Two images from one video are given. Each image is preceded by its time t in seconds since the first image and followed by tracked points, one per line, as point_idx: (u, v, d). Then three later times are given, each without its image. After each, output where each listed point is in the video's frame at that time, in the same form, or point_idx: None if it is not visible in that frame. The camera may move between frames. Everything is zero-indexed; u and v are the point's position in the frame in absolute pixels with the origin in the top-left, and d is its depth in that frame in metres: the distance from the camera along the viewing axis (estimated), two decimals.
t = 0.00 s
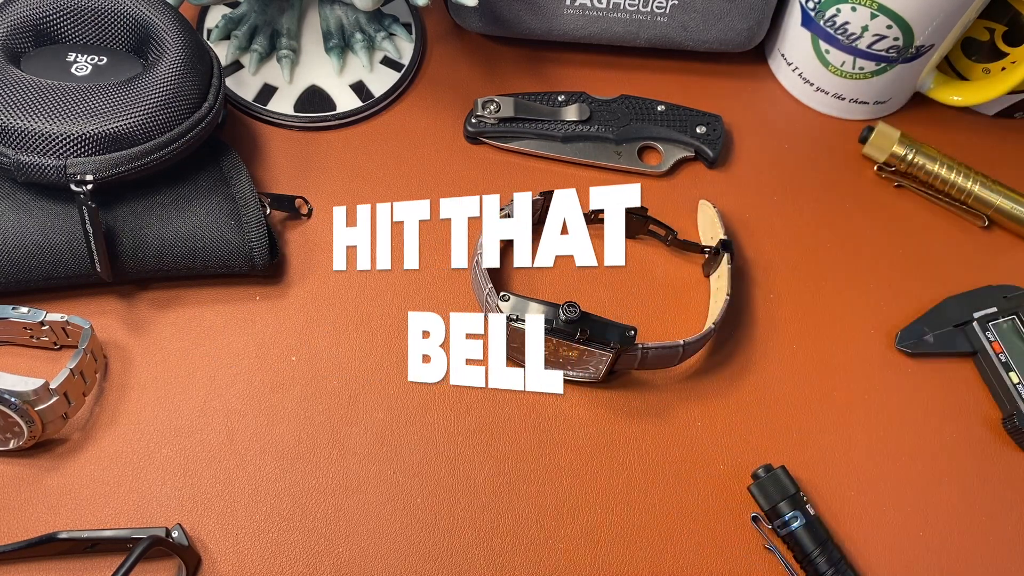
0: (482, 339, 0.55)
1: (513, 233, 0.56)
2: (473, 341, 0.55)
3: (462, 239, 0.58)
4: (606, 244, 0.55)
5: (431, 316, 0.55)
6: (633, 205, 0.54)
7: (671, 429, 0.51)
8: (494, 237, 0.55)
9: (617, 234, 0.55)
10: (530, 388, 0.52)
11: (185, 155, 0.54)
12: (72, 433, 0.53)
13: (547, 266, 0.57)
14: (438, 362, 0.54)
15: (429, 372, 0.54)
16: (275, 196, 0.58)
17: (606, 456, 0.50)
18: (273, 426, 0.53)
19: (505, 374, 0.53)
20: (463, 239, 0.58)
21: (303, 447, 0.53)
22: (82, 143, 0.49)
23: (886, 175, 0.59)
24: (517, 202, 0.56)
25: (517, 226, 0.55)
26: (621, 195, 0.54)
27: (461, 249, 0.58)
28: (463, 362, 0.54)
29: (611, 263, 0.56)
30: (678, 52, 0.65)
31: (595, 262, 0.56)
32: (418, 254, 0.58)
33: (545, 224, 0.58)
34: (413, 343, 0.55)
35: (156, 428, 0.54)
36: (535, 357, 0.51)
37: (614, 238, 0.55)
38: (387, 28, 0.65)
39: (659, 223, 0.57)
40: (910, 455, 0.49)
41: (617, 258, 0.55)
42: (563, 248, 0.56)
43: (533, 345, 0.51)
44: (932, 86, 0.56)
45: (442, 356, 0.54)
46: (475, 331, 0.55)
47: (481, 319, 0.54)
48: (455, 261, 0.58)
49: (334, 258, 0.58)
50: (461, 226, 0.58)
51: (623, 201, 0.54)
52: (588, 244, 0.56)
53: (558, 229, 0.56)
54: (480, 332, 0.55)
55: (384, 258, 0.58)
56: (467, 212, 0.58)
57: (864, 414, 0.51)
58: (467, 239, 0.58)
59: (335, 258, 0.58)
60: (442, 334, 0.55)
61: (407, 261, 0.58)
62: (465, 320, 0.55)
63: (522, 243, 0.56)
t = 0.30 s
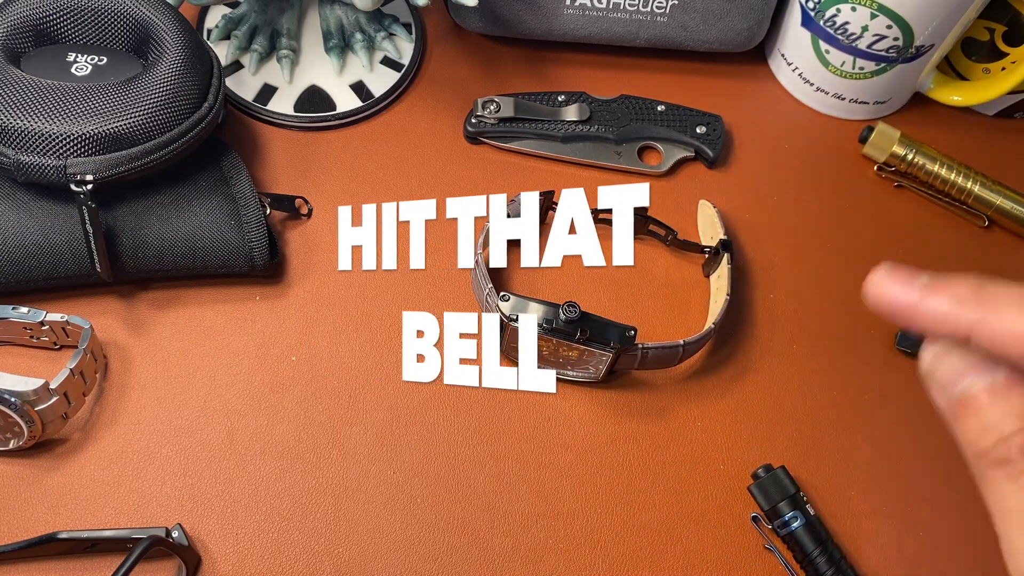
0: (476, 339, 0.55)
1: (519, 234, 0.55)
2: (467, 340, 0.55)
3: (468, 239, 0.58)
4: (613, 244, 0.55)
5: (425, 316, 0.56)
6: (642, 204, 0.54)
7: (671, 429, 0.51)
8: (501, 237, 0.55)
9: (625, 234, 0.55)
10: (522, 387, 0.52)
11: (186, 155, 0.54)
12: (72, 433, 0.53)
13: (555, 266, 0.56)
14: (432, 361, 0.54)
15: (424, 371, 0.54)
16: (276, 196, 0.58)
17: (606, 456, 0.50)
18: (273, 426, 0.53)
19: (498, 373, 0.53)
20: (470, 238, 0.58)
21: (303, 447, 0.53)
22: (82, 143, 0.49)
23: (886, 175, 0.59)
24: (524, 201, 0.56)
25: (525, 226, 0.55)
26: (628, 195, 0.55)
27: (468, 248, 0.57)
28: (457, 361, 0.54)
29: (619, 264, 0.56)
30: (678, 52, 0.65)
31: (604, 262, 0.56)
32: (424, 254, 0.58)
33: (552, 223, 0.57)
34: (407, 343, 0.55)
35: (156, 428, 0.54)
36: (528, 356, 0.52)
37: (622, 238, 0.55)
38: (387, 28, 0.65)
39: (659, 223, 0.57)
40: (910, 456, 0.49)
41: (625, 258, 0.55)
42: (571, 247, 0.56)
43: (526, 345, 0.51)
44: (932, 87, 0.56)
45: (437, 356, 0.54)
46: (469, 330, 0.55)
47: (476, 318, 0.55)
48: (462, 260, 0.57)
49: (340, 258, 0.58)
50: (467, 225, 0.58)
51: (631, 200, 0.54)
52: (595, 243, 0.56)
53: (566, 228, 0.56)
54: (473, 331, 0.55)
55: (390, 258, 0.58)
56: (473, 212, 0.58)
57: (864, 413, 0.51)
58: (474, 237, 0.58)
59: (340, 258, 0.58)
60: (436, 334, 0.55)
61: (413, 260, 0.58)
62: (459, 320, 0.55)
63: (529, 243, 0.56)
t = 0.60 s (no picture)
0: (471, 338, 0.55)
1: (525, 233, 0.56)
2: (464, 339, 0.55)
3: (475, 239, 0.57)
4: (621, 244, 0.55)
5: (419, 316, 0.56)
6: (648, 203, 0.54)
7: (671, 430, 0.51)
8: (507, 237, 0.56)
9: (633, 234, 0.55)
10: (515, 386, 0.53)
11: (186, 155, 0.54)
12: (72, 433, 0.53)
13: (562, 266, 0.57)
14: (425, 361, 0.54)
15: (420, 371, 0.54)
16: (275, 196, 0.58)
17: (606, 456, 0.50)
18: (273, 426, 0.53)
19: (491, 372, 0.53)
20: (476, 238, 0.57)
21: (303, 447, 0.53)
22: (82, 143, 0.49)
23: (886, 175, 0.59)
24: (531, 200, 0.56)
25: (531, 226, 0.56)
26: (636, 194, 0.55)
27: (475, 248, 0.56)
28: (451, 361, 0.54)
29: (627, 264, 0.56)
30: (678, 52, 0.65)
31: (611, 261, 0.56)
32: (430, 254, 0.58)
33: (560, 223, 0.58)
34: (401, 342, 0.55)
35: (156, 427, 0.54)
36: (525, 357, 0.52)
37: (630, 238, 0.55)
38: (387, 29, 0.65)
39: (660, 223, 0.57)
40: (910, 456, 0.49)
41: (634, 257, 0.55)
42: (578, 247, 0.56)
43: (520, 344, 0.51)
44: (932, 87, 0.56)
45: (432, 355, 0.54)
46: (463, 330, 0.55)
47: (469, 317, 0.55)
48: (469, 261, 0.56)
49: (346, 259, 0.58)
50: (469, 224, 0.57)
51: (638, 200, 0.54)
52: (603, 243, 0.56)
53: (574, 227, 0.57)
54: (467, 330, 0.55)
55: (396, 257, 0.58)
56: (478, 211, 0.58)
57: (864, 414, 0.51)
58: (482, 236, 0.57)
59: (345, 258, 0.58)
60: (431, 333, 0.55)
61: (419, 260, 0.58)
62: (452, 319, 0.55)
63: (537, 242, 0.56)
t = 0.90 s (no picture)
0: (464, 338, 0.56)
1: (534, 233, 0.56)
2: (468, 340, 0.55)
3: (483, 239, 0.56)
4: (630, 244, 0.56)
5: (414, 316, 0.56)
6: (657, 202, 0.55)
7: (671, 429, 0.51)
8: (515, 237, 0.56)
9: (642, 233, 0.55)
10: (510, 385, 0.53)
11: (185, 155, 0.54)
12: (72, 433, 0.53)
13: (570, 266, 0.57)
14: (420, 361, 0.54)
15: (413, 371, 0.54)
16: (276, 196, 0.58)
17: (606, 456, 0.50)
18: (273, 426, 0.53)
19: (485, 372, 0.53)
20: (484, 237, 0.56)
21: (303, 447, 0.53)
22: (82, 143, 0.49)
23: (886, 175, 0.59)
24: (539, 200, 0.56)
25: (539, 225, 0.56)
26: (645, 194, 0.56)
27: (481, 248, 0.56)
28: (446, 360, 0.54)
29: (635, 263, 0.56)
30: (677, 52, 0.65)
31: (620, 261, 0.56)
32: (436, 253, 0.58)
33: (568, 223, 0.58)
34: (396, 342, 0.55)
35: (156, 427, 0.54)
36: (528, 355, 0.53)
37: (639, 237, 0.55)
38: (387, 28, 0.65)
39: (659, 223, 0.56)
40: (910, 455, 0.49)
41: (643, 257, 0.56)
42: (586, 247, 0.56)
43: (513, 345, 0.51)
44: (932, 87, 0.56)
45: (426, 356, 0.54)
46: (457, 330, 0.55)
47: (463, 317, 0.55)
48: (477, 261, 0.55)
49: (353, 259, 0.58)
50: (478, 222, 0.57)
51: (648, 199, 0.55)
52: (612, 243, 0.56)
53: (582, 227, 0.57)
54: (461, 330, 0.55)
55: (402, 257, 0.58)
56: (485, 211, 0.57)
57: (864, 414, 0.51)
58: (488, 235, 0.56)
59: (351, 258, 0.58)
60: (425, 333, 0.55)
61: (425, 260, 0.58)
62: (447, 319, 0.55)
63: (544, 241, 0.56)
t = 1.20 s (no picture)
0: (458, 337, 0.56)
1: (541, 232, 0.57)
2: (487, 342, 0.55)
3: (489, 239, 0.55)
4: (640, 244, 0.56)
5: (408, 315, 0.56)
6: (667, 202, 0.56)
7: (671, 429, 0.51)
8: (521, 237, 0.57)
9: (652, 232, 0.56)
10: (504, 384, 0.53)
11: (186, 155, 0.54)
12: (72, 433, 0.53)
13: (578, 266, 0.57)
14: (414, 360, 0.54)
15: (409, 370, 0.54)
16: (276, 196, 0.58)
17: (606, 456, 0.50)
18: (273, 426, 0.53)
19: (479, 371, 0.54)
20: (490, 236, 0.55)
21: (303, 447, 0.53)
22: (82, 143, 0.49)
23: (886, 175, 0.59)
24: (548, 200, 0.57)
25: (547, 225, 0.57)
26: (654, 194, 0.56)
27: (488, 249, 0.55)
28: (440, 360, 0.54)
29: (644, 263, 0.56)
30: (677, 52, 0.65)
31: (629, 261, 0.56)
32: (442, 253, 0.58)
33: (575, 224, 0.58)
34: (392, 342, 0.55)
35: (156, 428, 0.54)
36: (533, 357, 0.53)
37: (648, 237, 0.56)
38: (387, 28, 0.65)
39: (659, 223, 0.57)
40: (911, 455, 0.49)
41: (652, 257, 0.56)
42: (595, 247, 0.57)
43: (506, 345, 0.52)
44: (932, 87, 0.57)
45: (422, 355, 0.54)
46: (452, 329, 0.56)
47: (457, 316, 0.56)
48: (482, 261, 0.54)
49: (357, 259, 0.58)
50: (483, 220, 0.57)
51: (657, 198, 0.56)
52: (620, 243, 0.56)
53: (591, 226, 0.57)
54: (455, 330, 0.56)
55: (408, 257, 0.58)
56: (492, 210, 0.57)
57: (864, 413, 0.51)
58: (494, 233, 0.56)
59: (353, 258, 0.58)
60: (419, 333, 0.55)
61: (431, 260, 0.58)
62: (442, 319, 0.56)
63: (552, 240, 0.57)
